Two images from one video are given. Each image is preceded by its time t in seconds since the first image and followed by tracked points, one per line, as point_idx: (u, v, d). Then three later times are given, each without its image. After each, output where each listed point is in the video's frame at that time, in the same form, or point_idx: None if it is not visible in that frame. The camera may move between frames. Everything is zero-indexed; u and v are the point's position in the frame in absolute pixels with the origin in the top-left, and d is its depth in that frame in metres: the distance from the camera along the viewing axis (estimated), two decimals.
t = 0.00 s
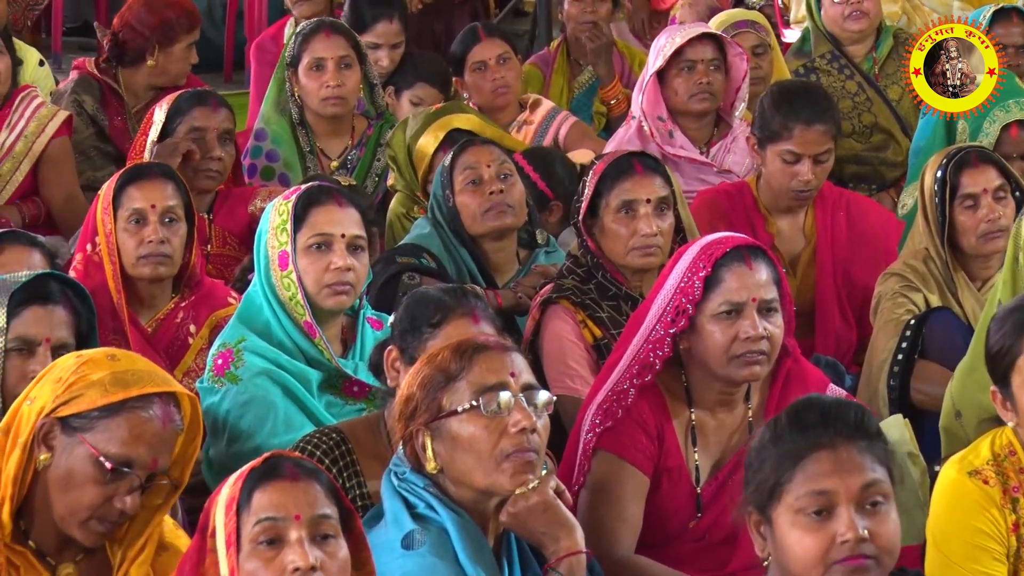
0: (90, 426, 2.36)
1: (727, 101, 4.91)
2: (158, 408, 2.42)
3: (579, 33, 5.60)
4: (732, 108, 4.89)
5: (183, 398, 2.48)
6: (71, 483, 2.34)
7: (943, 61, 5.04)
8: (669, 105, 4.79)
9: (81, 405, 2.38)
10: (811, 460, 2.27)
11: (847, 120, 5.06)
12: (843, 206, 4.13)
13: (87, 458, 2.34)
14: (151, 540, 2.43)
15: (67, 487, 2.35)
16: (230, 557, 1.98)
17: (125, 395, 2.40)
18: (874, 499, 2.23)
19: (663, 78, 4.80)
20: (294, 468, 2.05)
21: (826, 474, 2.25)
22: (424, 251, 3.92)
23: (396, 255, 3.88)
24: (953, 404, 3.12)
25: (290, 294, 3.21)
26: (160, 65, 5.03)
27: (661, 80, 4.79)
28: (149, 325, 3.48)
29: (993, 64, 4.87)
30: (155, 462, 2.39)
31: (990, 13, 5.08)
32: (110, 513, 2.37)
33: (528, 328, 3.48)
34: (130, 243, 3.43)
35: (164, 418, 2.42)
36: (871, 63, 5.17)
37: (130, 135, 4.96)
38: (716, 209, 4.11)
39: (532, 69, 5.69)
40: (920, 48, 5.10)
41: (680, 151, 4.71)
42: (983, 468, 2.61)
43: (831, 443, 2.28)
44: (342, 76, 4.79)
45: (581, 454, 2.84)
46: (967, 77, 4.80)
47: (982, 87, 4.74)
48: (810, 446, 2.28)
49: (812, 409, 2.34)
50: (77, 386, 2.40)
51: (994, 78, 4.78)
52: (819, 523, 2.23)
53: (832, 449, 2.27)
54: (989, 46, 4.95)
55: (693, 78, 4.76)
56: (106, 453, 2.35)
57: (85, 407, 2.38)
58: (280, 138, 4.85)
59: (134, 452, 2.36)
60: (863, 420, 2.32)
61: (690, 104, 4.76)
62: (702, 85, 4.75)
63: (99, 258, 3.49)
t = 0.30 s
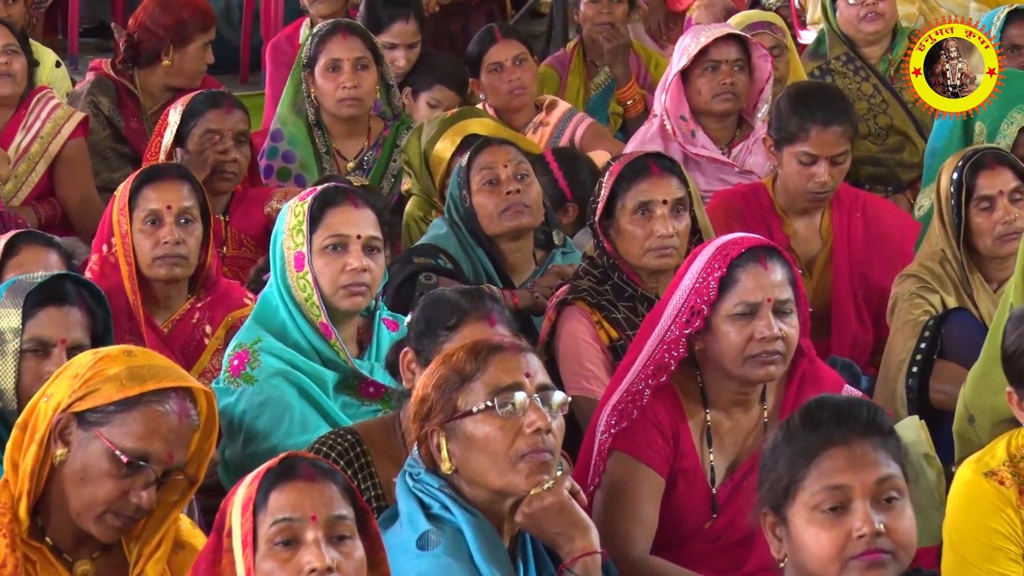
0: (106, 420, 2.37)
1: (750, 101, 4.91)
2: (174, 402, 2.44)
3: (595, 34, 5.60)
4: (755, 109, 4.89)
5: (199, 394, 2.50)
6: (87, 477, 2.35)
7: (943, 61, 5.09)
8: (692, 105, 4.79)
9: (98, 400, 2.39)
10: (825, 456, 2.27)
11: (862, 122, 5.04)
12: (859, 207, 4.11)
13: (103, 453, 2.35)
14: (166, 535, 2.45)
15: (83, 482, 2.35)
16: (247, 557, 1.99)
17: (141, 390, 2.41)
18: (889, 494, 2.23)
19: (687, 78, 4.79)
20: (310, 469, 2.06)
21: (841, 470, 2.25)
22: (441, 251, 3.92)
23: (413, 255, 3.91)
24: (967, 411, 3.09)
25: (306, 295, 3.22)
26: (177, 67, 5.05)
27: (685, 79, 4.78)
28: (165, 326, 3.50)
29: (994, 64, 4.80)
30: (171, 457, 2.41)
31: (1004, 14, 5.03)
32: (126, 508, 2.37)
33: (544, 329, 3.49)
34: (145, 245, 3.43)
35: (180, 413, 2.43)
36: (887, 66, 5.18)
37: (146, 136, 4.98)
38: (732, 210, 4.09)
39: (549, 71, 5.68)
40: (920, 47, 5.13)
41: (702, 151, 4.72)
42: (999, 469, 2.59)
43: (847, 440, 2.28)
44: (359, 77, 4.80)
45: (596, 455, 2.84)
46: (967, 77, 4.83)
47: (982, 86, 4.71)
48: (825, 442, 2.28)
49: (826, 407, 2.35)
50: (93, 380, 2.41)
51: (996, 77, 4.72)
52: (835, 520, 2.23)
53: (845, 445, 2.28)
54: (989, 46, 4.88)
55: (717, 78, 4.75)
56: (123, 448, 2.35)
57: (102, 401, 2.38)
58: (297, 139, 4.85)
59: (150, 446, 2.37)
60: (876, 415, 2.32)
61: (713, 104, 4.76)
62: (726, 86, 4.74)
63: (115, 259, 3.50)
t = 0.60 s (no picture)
0: (134, 427, 2.39)
1: (785, 103, 4.89)
2: (202, 410, 2.44)
3: (618, 31, 5.59)
4: (790, 110, 4.87)
5: (228, 401, 2.50)
6: (115, 484, 2.38)
7: (944, 61, 5.07)
8: (728, 102, 4.78)
9: (126, 407, 2.40)
10: (852, 457, 2.26)
11: (886, 119, 5.00)
12: (884, 206, 4.09)
13: (131, 460, 2.37)
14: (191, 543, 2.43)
15: (111, 489, 2.38)
16: (268, 555, 1.99)
17: (169, 397, 2.42)
18: (916, 498, 2.21)
19: (725, 74, 4.77)
20: (330, 466, 2.06)
21: (867, 471, 2.24)
22: (466, 250, 3.92)
23: (438, 254, 3.88)
24: (983, 416, 3.04)
25: (329, 293, 3.22)
26: (201, 66, 5.06)
27: (723, 75, 4.77)
28: (189, 324, 3.51)
29: (994, 64, 5.00)
30: (198, 464, 2.41)
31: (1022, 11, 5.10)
32: (154, 514, 2.39)
33: (567, 328, 3.48)
34: (169, 243, 3.45)
35: (208, 420, 2.44)
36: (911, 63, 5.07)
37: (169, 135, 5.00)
38: (757, 209, 4.08)
39: (571, 70, 5.67)
40: (920, 47, 5.02)
41: (735, 149, 4.70)
42: None
43: (873, 442, 2.27)
44: (382, 76, 4.81)
45: (618, 454, 2.83)
46: (966, 77, 5.00)
47: (981, 87, 4.92)
48: (852, 443, 2.27)
49: (857, 408, 2.33)
50: (121, 387, 2.43)
51: (995, 78, 4.93)
52: (861, 522, 2.22)
53: (873, 447, 2.26)
54: (987, 45, 5.07)
55: (755, 77, 4.74)
56: (150, 455, 2.37)
57: (129, 409, 2.40)
58: (320, 137, 4.87)
59: (178, 454, 2.38)
60: (905, 416, 2.31)
61: (749, 102, 4.74)
62: (763, 84, 4.74)
63: (138, 258, 3.51)
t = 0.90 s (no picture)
0: (156, 451, 2.40)
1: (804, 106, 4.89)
2: (224, 433, 2.45)
3: (632, 32, 5.59)
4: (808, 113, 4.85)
5: (250, 424, 2.51)
6: (135, 505, 2.38)
7: (943, 61, 5.04)
8: (748, 103, 4.77)
9: (149, 430, 2.41)
10: (870, 458, 2.26)
11: (899, 119, 4.99)
12: (897, 207, 4.08)
13: (153, 483, 2.37)
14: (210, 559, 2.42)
15: (132, 510, 2.38)
16: (285, 555, 2.01)
17: (192, 421, 2.43)
18: (934, 501, 2.21)
19: (746, 76, 4.77)
20: (347, 467, 2.07)
21: (884, 473, 2.24)
22: (481, 251, 3.92)
23: (453, 255, 3.90)
24: (996, 420, 3.03)
25: (344, 294, 3.23)
26: (206, 65, 5.07)
27: (743, 77, 4.77)
28: (204, 325, 3.52)
29: (993, 65, 5.09)
30: (220, 487, 2.41)
31: None
32: (175, 536, 2.38)
33: (581, 329, 3.48)
34: (185, 244, 3.46)
35: (230, 444, 2.45)
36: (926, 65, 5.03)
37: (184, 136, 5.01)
38: (772, 210, 4.07)
39: (584, 71, 5.66)
40: (920, 47, 5.02)
41: (753, 150, 4.70)
42: None
43: (891, 443, 2.26)
44: (397, 77, 4.82)
45: (635, 457, 2.83)
46: (966, 77, 5.04)
47: (982, 87, 5.02)
48: (870, 445, 2.27)
49: (878, 410, 2.33)
50: (144, 410, 2.44)
51: (994, 78, 5.06)
52: (878, 524, 2.22)
53: (890, 448, 2.26)
54: (988, 45, 5.14)
55: (777, 79, 4.73)
56: (172, 479, 2.37)
57: (152, 432, 2.41)
58: (335, 139, 4.87)
59: (200, 479, 2.39)
60: (923, 418, 2.30)
61: (770, 105, 4.72)
62: (785, 87, 4.73)
63: (154, 259, 3.52)
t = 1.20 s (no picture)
0: (176, 472, 2.41)
1: (807, 110, 4.97)
2: (242, 454, 2.46)
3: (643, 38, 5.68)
4: (812, 118, 4.94)
5: (270, 443, 2.51)
6: (157, 523, 2.41)
7: (943, 61, 5.12)
8: (752, 108, 4.86)
9: (168, 452, 2.43)
10: (877, 453, 2.34)
11: (904, 124, 5.07)
12: (901, 209, 4.16)
13: (173, 503, 2.39)
14: (231, 567, 2.46)
15: (154, 528, 2.41)
16: (308, 556, 2.08)
17: (211, 443, 2.44)
18: (939, 496, 2.29)
19: (751, 83, 4.85)
20: (368, 468, 2.15)
21: (892, 468, 2.32)
22: (498, 251, 3.97)
23: (470, 256, 3.94)
24: (1000, 410, 3.09)
25: (362, 292, 3.32)
26: (227, 69, 5.17)
27: (749, 84, 4.85)
28: (228, 322, 3.62)
29: (993, 65, 5.20)
30: (240, 505, 2.42)
31: None
32: (196, 552, 2.41)
33: (593, 327, 3.56)
34: (208, 244, 3.54)
35: (248, 464, 2.45)
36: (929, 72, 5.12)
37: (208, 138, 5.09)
38: (778, 211, 4.16)
39: (596, 75, 5.74)
40: (920, 47, 5.10)
41: (759, 154, 4.78)
42: None
43: (898, 439, 2.34)
44: (414, 82, 4.91)
45: (644, 450, 2.91)
46: (967, 77, 5.12)
47: (982, 87, 5.11)
48: (878, 440, 2.35)
49: (886, 404, 2.40)
50: (164, 430, 2.45)
51: (994, 78, 5.16)
52: (885, 516, 2.31)
53: (898, 444, 2.34)
54: (988, 46, 5.24)
55: (782, 85, 4.82)
56: (191, 499, 2.39)
57: (171, 454, 2.42)
58: (354, 141, 4.96)
59: (219, 499, 2.40)
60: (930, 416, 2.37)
61: (776, 110, 4.82)
62: (789, 93, 4.81)
63: (178, 258, 3.61)
